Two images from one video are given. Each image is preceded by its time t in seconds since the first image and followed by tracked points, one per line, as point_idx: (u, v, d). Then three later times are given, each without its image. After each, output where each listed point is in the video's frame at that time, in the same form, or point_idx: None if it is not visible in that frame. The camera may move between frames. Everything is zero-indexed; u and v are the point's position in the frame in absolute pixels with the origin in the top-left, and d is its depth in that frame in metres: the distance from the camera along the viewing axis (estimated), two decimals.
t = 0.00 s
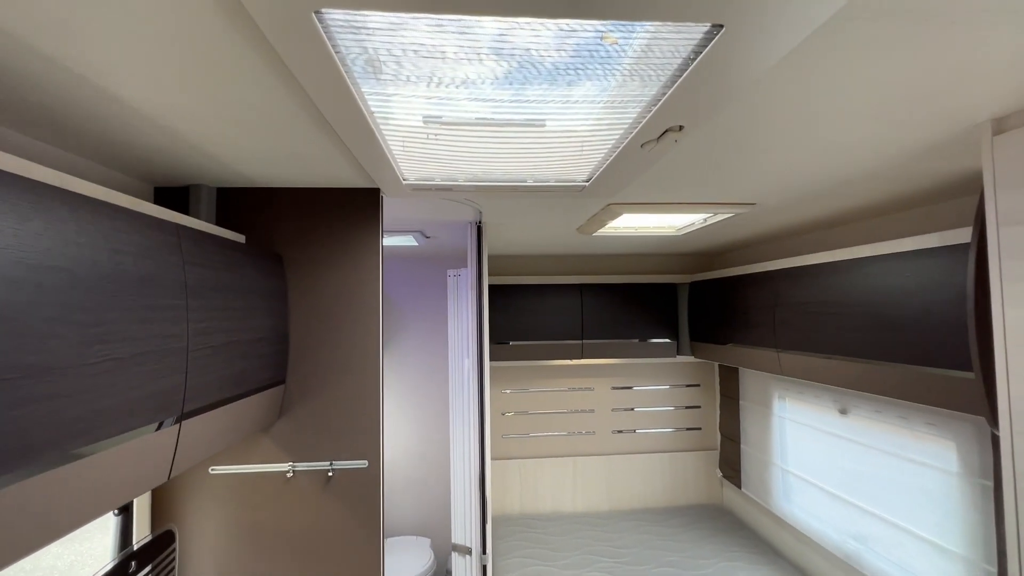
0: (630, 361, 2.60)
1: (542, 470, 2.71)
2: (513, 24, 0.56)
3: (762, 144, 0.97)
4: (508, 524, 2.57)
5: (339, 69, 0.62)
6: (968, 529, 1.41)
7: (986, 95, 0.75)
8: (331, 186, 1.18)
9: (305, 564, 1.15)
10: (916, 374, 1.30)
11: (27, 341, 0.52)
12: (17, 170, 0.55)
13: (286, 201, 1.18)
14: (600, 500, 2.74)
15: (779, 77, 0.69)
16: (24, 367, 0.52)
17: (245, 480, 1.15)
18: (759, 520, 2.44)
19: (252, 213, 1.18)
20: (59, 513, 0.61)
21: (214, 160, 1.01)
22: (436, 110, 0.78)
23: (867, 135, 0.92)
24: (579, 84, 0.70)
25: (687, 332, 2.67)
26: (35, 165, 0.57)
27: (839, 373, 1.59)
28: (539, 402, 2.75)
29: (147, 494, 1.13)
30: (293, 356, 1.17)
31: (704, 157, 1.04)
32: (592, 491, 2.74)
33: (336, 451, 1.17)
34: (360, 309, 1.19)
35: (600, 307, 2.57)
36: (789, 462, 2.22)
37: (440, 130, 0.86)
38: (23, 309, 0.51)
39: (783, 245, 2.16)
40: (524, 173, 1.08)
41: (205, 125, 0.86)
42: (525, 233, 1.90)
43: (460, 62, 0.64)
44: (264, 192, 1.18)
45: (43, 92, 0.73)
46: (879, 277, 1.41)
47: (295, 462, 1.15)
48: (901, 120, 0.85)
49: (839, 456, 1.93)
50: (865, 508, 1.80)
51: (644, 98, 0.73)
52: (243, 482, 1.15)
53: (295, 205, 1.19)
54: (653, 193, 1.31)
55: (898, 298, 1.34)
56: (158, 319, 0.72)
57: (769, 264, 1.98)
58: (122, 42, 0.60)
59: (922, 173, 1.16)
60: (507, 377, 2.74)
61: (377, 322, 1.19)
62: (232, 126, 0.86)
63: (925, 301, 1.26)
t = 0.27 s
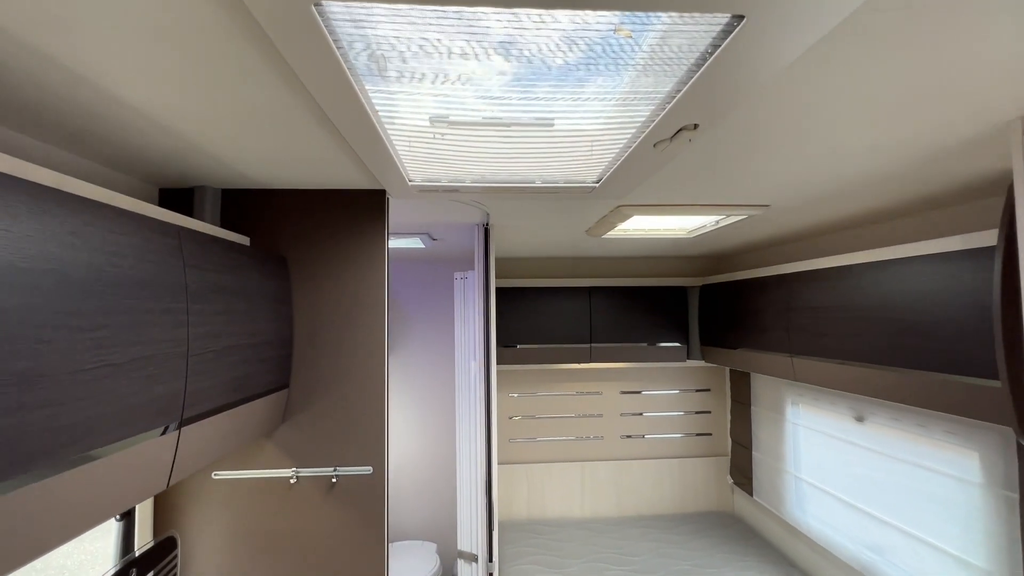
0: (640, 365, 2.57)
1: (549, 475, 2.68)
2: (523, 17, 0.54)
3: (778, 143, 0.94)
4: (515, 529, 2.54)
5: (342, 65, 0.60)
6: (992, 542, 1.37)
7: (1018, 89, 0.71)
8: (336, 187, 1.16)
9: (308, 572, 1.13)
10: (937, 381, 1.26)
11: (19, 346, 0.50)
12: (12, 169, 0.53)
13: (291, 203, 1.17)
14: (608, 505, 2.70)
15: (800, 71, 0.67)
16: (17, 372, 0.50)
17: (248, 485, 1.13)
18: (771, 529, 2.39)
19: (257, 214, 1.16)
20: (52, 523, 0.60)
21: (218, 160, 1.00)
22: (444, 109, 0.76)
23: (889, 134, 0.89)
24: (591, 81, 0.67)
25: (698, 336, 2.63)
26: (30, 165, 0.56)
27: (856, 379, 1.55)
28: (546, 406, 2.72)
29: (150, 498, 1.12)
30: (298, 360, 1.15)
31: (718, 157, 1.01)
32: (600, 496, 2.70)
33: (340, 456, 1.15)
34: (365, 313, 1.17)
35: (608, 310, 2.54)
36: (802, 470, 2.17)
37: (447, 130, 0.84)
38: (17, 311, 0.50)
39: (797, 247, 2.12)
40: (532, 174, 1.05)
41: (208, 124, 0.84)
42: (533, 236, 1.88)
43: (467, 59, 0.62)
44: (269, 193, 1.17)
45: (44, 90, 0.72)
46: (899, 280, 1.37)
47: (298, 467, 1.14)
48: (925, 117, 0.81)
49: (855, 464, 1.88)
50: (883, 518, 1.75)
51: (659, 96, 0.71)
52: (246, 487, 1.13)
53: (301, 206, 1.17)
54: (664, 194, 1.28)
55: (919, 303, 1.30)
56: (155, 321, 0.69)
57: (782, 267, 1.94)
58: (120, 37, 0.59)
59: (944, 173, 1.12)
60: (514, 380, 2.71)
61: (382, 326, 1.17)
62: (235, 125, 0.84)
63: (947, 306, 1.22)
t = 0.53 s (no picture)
0: (648, 370, 2.52)
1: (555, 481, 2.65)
2: (532, 6, 0.51)
3: (794, 142, 0.90)
4: (520, 536, 2.51)
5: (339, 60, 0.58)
6: (1016, 558, 1.32)
7: None
8: (338, 189, 1.14)
9: None
10: (959, 390, 1.21)
11: None
12: None
13: (292, 204, 1.15)
14: (615, 512, 2.66)
15: (821, 67, 0.63)
16: None
17: (247, 493, 1.11)
18: (783, 539, 2.34)
19: (258, 217, 1.14)
20: (28, 539, 0.57)
21: (217, 161, 0.98)
22: (449, 108, 0.74)
23: (911, 133, 0.85)
24: (601, 76, 0.64)
25: (707, 340, 2.59)
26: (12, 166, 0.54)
27: (873, 386, 1.50)
28: (552, 411, 2.68)
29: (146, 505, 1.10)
30: (298, 365, 1.13)
31: (730, 157, 0.97)
32: (607, 503, 2.66)
33: (341, 465, 1.12)
34: (367, 317, 1.14)
35: (616, 314, 2.50)
36: (815, 479, 2.12)
37: (451, 129, 0.81)
38: None
39: (809, 251, 2.07)
40: (539, 175, 1.02)
41: (206, 124, 0.82)
42: (539, 238, 1.85)
43: (471, 54, 0.60)
44: (270, 195, 1.15)
45: (36, 89, 0.70)
46: (919, 285, 1.32)
47: (297, 475, 1.11)
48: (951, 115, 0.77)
49: (871, 473, 1.83)
50: (900, 530, 1.70)
51: (672, 92, 0.68)
52: (244, 495, 1.11)
53: (302, 209, 1.15)
54: (674, 196, 1.24)
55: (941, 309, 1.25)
56: (148, 330, 0.67)
57: (795, 271, 1.89)
58: (109, 32, 0.57)
59: (966, 174, 1.08)
60: (520, 385, 2.68)
61: (384, 331, 1.14)
62: (233, 125, 0.82)
63: (970, 312, 1.17)
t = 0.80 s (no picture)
0: (654, 375, 2.48)
1: (560, 488, 2.61)
2: None
3: (808, 143, 0.87)
4: (524, 544, 2.47)
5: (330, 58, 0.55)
6: None
7: None
8: (337, 192, 1.11)
9: None
10: (979, 401, 1.16)
11: None
12: None
13: (290, 208, 1.12)
14: (621, 520, 2.62)
15: (840, 60, 0.60)
16: None
17: (243, 504, 1.08)
18: (793, 549, 2.28)
19: (255, 221, 1.12)
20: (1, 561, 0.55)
21: (212, 163, 0.96)
22: (449, 109, 0.71)
23: (932, 132, 0.82)
24: (609, 74, 0.61)
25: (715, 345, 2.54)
26: None
27: (887, 395, 1.45)
28: (557, 417, 2.64)
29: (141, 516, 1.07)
30: (296, 372, 1.10)
31: (742, 159, 0.94)
32: (613, 511, 2.62)
33: (339, 474, 1.09)
34: (366, 323, 1.12)
35: (622, 318, 2.46)
36: (827, 488, 2.06)
37: (452, 131, 0.78)
38: None
39: (820, 255, 2.02)
40: (543, 177, 0.99)
41: (197, 126, 0.80)
42: (544, 242, 1.81)
43: (472, 51, 0.57)
44: (268, 198, 1.12)
45: (21, 91, 0.68)
46: (937, 291, 1.28)
47: (295, 485, 1.09)
48: (976, 112, 0.74)
49: (885, 484, 1.78)
50: (916, 544, 1.65)
51: (682, 90, 0.64)
52: (241, 506, 1.08)
53: (301, 212, 1.12)
54: (683, 199, 1.21)
55: (959, 316, 1.20)
56: (127, 340, 0.65)
57: (805, 276, 1.85)
58: (89, 31, 0.54)
59: (988, 176, 1.03)
60: (524, 389, 2.65)
61: (384, 337, 1.12)
62: (226, 127, 0.80)
63: (990, 319, 1.13)
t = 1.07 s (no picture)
0: (660, 382, 2.44)
1: (564, 495, 2.58)
2: None
3: (822, 149, 0.84)
4: (528, 553, 2.44)
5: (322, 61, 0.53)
6: None
7: None
8: (337, 198, 1.09)
9: None
10: (997, 414, 1.12)
11: None
12: None
13: (289, 214, 1.10)
14: (626, 529, 2.58)
15: (859, 63, 0.57)
16: None
17: (240, 517, 1.06)
18: (802, 560, 2.24)
19: (253, 227, 1.10)
20: None
21: (208, 170, 0.94)
22: (449, 114, 0.68)
23: (951, 137, 0.78)
24: (616, 78, 0.58)
25: (722, 352, 2.50)
26: None
27: (901, 406, 1.41)
28: (561, 423, 2.61)
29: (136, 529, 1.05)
30: (294, 383, 1.08)
31: (752, 165, 0.91)
32: (618, 519, 2.58)
33: (338, 487, 1.06)
34: (366, 332, 1.09)
35: (626, 324, 2.43)
36: (837, 499, 2.02)
37: (453, 137, 0.76)
38: None
39: (830, 260, 1.98)
40: (545, 184, 0.97)
41: (191, 132, 0.78)
42: (548, 247, 1.79)
43: (472, 54, 0.54)
44: (266, 205, 1.10)
45: (8, 98, 0.66)
46: (953, 300, 1.24)
47: (292, 497, 1.06)
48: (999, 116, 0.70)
49: (897, 496, 1.73)
50: (929, 559, 1.60)
51: (692, 94, 0.61)
52: (237, 519, 1.06)
53: (299, 219, 1.10)
54: (690, 206, 1.18)
55: (977, 326, 1.17)
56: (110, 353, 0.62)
57: (815, 282, 1.81)
58: (73, 36, 0.52)
59: (1008, 182, 1.00)
60: (528, 396, 2.62)
61: (384, 346, 1.09)
62: (219, 132, 0.78)
63: (1009, 330, 1.09)
